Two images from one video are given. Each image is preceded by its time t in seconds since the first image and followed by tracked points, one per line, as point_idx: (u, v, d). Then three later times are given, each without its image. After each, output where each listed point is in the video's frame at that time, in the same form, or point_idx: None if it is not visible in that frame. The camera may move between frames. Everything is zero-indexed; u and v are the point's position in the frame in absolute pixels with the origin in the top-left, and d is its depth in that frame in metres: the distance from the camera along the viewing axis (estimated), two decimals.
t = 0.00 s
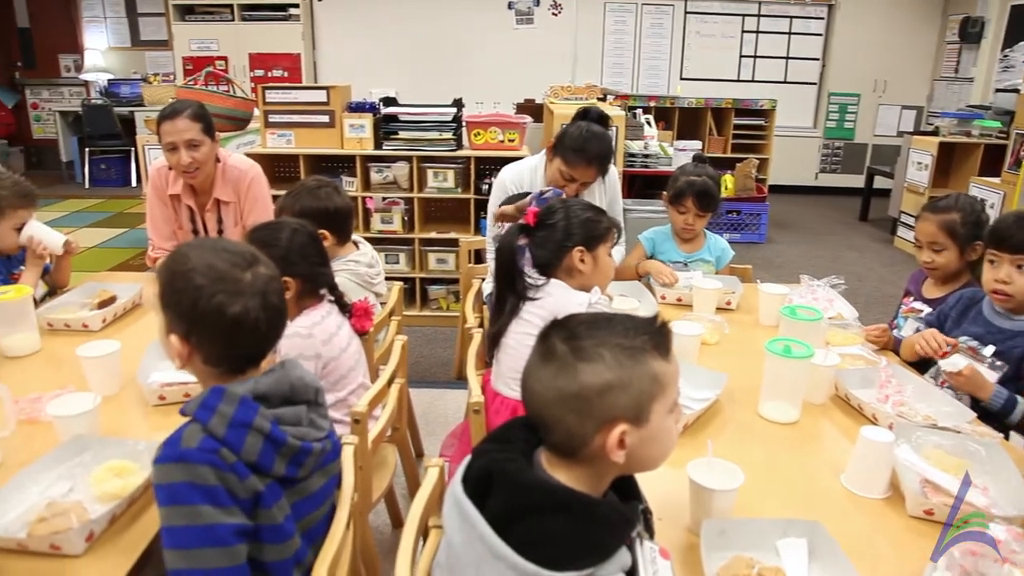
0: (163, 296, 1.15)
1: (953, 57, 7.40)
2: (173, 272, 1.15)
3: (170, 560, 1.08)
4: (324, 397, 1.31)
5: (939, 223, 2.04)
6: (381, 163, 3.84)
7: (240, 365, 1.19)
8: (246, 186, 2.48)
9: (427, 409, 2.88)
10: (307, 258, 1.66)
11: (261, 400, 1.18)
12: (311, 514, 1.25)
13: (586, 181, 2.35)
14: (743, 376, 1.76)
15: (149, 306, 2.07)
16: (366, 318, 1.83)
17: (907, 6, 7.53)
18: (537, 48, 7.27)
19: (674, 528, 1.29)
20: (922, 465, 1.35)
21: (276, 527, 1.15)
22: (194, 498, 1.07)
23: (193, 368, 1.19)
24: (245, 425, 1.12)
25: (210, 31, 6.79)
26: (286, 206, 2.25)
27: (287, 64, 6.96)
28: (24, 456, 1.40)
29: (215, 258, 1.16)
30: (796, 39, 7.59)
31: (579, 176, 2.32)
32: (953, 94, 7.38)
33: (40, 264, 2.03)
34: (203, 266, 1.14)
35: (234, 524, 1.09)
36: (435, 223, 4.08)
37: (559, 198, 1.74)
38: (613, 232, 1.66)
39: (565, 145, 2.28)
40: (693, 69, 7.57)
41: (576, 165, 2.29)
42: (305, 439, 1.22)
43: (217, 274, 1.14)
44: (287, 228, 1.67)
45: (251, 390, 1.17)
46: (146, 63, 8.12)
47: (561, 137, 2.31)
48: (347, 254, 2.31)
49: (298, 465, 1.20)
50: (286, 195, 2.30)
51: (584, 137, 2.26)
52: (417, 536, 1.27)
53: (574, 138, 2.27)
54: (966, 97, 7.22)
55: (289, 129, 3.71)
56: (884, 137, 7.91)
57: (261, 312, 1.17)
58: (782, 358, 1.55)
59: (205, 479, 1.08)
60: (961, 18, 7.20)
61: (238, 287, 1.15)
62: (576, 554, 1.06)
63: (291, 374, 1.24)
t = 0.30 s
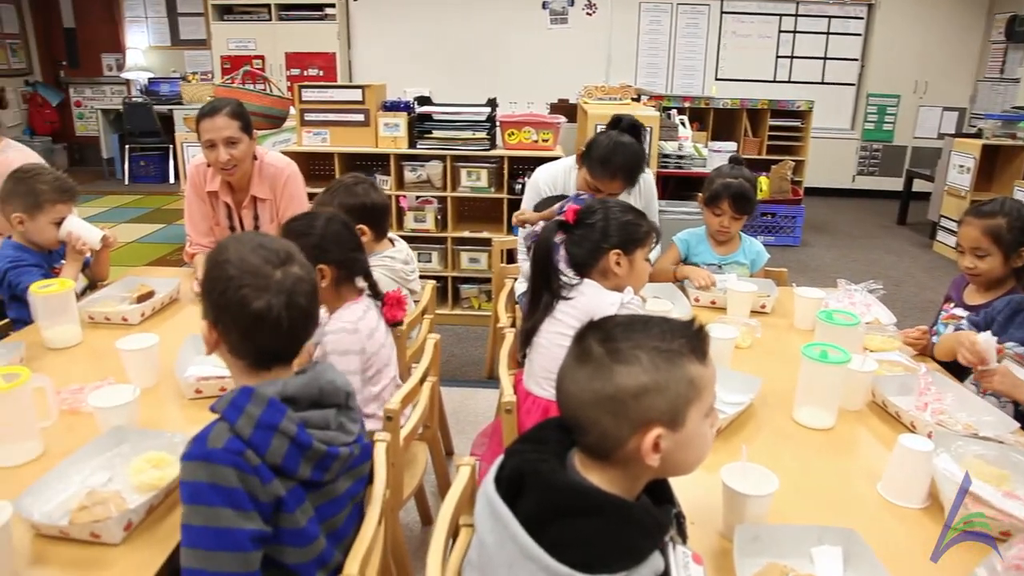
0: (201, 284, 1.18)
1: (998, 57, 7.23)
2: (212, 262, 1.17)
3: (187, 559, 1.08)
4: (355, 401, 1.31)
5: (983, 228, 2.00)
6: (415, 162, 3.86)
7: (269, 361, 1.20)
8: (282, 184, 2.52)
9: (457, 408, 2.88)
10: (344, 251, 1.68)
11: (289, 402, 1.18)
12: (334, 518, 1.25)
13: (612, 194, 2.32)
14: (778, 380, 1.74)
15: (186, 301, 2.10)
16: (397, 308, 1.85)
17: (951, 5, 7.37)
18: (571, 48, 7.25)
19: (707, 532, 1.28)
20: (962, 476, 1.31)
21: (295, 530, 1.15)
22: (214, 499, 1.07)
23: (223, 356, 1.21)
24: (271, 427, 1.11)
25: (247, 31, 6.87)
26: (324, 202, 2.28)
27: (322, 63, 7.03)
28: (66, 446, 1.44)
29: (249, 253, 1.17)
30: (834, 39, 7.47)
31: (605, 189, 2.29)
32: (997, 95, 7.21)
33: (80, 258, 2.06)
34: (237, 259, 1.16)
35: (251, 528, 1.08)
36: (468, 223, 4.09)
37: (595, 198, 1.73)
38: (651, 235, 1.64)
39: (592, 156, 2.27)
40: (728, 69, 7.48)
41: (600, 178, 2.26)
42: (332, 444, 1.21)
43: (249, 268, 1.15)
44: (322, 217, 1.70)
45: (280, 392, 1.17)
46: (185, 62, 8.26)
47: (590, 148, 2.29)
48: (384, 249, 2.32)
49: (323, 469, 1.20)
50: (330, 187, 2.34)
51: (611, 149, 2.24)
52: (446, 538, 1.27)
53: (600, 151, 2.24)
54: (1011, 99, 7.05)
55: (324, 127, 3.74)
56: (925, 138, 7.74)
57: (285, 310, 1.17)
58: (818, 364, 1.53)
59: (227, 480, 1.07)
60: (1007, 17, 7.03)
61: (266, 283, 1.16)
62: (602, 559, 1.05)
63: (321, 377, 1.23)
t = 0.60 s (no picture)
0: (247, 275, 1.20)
1: None
2: (260, 255, 1.20)
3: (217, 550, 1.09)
4: (384, 395, 1.31)
5: None
6: (451, 161, 3.87)
7: (305, 357, 1.21)
8: (320, 181, 2.54)
9: (489, 408, 2.88)
10: (383, 248, 1.70)
11: (317, 397, 1.18)
12: (363, 512, 1.25)
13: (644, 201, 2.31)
14: (815, 386, 1.71)
15: (223, 296, 2.14)
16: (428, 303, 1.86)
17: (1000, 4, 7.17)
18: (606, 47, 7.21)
19: (741, 539, 1.26)
20: (1008, 488, 1.27)
21: (322, 523, 1.15)
22: (242, 491, 1.08)
23: (261, 347, 1.23)
24: (299, 421, 1.12)
25: (286, 30, 6.92)
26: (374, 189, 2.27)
27: (359, 62, 7.08)
28: (109, 437, 1.48)
29: (296, 250, 1.20)
30: (876, 39, 7.32)
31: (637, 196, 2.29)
32: None
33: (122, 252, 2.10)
34: (284, 254, 1.18)
35: (278, 521, 1.09)
36: (503, 222, 4.10)
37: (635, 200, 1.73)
38: (688, 238, 1.63)
39: (625, 163, 2.25)
40: (766, 70, 7.39)
41: (632, 185, 2.26)
42: (361, 438, 1.21)
43: (295, 264, 1.18)
44: (359, 202, 1.71)
45: (308, 386, 1.18)
46: (225, 61, 8.41)
47: (624, 154, 2.28)
48: (422, 246, 2.30)
49: (352, 462, 1.20)
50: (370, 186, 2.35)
51: (643, 158, 2.22)
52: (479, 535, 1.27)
53: (633, 158, 2.23)
54: None
55: (361, 126, 3.77)
56: (970, 141, 7.56)
57: (324, 309, 1.18)
58: (858, 370, 1.50)
59: (255, 473, 1.08)
60: None
61: (309, 280, 1.18)
62: (634, 561, 1.04)
63: (349, 371, 1.23)
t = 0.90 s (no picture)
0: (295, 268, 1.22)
1: None
2: (308, 249, 1.22)
3: (264, 533, 1.11)
4: (423, 387, 1.31)
5: None
6: (490, 161, 3.87)
7: (348, 349, 1.22)
8: (361, 178, 2.57)
9: (525, 407, 2.89)
10: (422, 246, 1.71)
11: (358, 386, 1.19)
12: (402, 500, 1.26)
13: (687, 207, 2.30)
14: (857, 394, 1.68)
15: (264, 291, 2.17)
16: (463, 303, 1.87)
17: None
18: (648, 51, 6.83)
19: (780, 547, 1.24)
20: None
21: (364, 509, 1.16)
22: (287, 475, 1.09)
23: (306, 340, 1.25)
24: (341, 409, 1.13)
25: (327, 30, 6.66)
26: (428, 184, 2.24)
27: (400, 62, 6.76)
28: (152, 429, 1.51)
29: (344, 246, 1.21)
30: (924, 40, 7.02)
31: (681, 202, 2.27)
32: None
33: (166, 247, 2.15)
34: (333, 249, 1.20)
35: (323, 504, 1.10)
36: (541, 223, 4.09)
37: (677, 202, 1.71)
38: (729, 240, 1.61)
39: (673, 168, 2.23)
40: (811, 71, 7.09)
41: (678, 192, 2.24)
42: (400, 427, 1.22)
43: (344, 259, 1.19)
44: (398, 202, 1.72)
45: (349, 376, 1.19)
46: (268, 60, 8.52)
47: (671, 159, 2.25)
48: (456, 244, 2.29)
49: (391, 451, 1.20)
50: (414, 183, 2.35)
51: (691, 165, 2.20)
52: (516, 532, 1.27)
53: (682, 165, 2.20)
54: None
55: (401, 125, 3.80)
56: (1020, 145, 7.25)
57: (371, 304, 1.19)
58: (903, 378, 1.47)
59: (299, 458, 1.10)
60: None
61: (357, 275, 1.19)
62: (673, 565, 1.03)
63: (389, 362, 1.24)
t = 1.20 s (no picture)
0: (349, 264, 1.22)
1: None
2: (360, 243, 1.23)
3: (325, 509, 1.11)
4: (473, 385, 1.32)
5: None
6: (527, 161, 3.88)
7: (401, 341, 1.23)
8: (400, 177, 2.59)
9: (559, 408, 2.89)
10: (460, 246, 1.70)
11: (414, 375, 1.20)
12: (448, 492, 1.26)
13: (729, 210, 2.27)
14: (898, 402, 1.64)
15: (301, 288, 2.20)
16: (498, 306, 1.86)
17: None
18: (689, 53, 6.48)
19: (816, 556, 1.21)
20: None
21: (417, 494, 1.16)
22: (348, 452, 1.10)
23: (360, 335, 1.25)
24: (398, 394, 1.14)
25: (366, 30, 6.63)
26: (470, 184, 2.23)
27: (437, 62, 6.62)
28: (193, 421, 1.54)
29: (398, 238, 1.22)
30: (972, 40, 6.72)
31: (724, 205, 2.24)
32: None
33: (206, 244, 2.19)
34: (386, 242, 1.21)
35: (384, 481, 1.11)
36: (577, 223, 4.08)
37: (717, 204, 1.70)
38: (770, 244, 1.58)
39: (719, 171, 2.20)
40: (855, 71, 6.75)
41: (722, 195, 2.21)
42: (451, 420, 1.23)
43: (397, 252, 1.20)
44: (435, 202, 1.73)
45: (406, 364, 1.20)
46: (308, 59, 8.63)
47: (717, 161, 2.23)
48: (494, 244, 2.25)
49: (441, 443, 1.21)
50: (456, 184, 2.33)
51: (738, 170, 2.17)
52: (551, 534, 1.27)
53: (729, 168, 2.18)
54: None
55: (439, 125, 3.83)
56: None
57: (427, 295, 1.21)
58: (947, 387, 1.44)
59: (359, 436, 1.11)
60: None
61: (412, 268, 1.20)
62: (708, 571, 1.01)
63: (445, 355, 1.25)
